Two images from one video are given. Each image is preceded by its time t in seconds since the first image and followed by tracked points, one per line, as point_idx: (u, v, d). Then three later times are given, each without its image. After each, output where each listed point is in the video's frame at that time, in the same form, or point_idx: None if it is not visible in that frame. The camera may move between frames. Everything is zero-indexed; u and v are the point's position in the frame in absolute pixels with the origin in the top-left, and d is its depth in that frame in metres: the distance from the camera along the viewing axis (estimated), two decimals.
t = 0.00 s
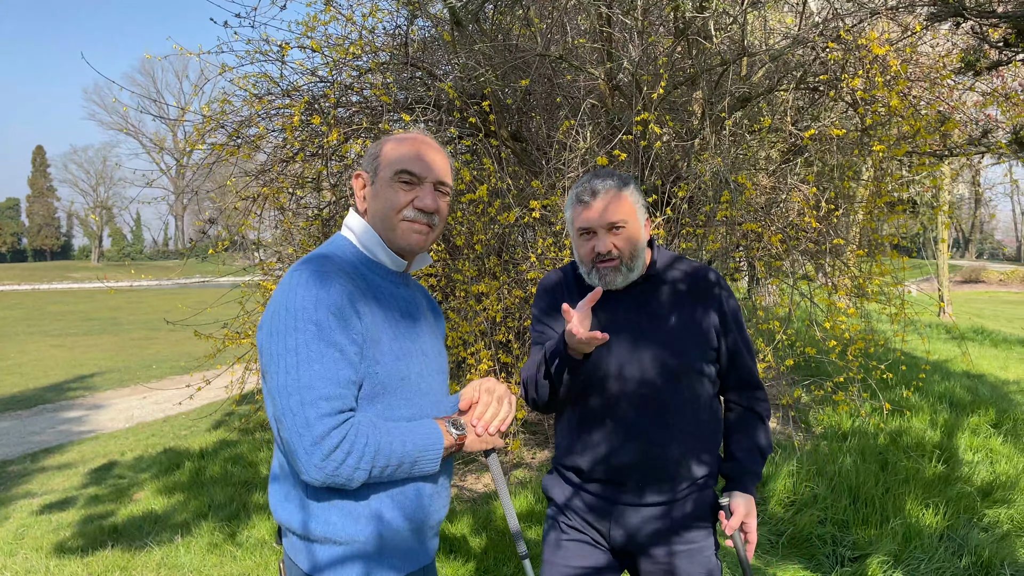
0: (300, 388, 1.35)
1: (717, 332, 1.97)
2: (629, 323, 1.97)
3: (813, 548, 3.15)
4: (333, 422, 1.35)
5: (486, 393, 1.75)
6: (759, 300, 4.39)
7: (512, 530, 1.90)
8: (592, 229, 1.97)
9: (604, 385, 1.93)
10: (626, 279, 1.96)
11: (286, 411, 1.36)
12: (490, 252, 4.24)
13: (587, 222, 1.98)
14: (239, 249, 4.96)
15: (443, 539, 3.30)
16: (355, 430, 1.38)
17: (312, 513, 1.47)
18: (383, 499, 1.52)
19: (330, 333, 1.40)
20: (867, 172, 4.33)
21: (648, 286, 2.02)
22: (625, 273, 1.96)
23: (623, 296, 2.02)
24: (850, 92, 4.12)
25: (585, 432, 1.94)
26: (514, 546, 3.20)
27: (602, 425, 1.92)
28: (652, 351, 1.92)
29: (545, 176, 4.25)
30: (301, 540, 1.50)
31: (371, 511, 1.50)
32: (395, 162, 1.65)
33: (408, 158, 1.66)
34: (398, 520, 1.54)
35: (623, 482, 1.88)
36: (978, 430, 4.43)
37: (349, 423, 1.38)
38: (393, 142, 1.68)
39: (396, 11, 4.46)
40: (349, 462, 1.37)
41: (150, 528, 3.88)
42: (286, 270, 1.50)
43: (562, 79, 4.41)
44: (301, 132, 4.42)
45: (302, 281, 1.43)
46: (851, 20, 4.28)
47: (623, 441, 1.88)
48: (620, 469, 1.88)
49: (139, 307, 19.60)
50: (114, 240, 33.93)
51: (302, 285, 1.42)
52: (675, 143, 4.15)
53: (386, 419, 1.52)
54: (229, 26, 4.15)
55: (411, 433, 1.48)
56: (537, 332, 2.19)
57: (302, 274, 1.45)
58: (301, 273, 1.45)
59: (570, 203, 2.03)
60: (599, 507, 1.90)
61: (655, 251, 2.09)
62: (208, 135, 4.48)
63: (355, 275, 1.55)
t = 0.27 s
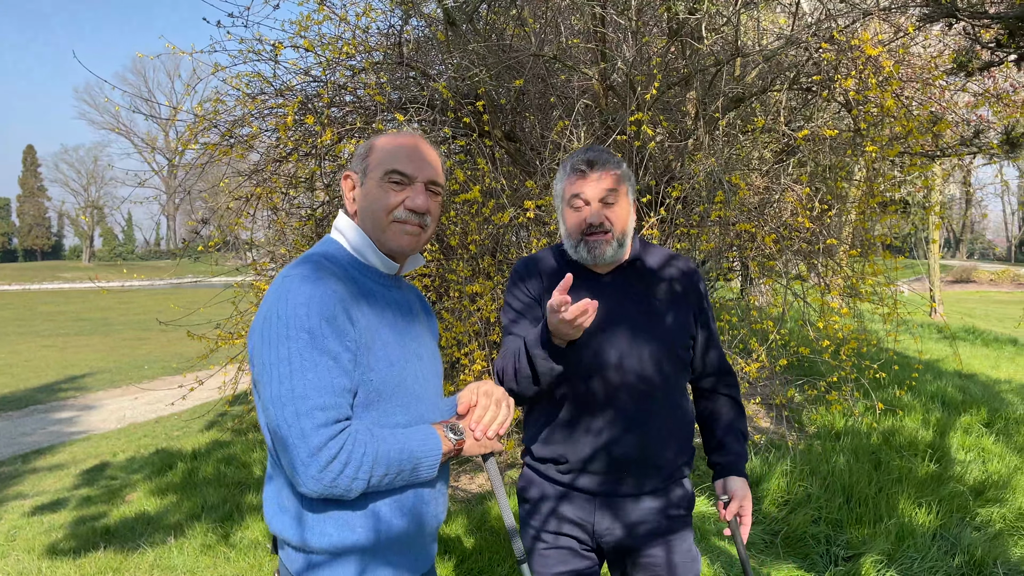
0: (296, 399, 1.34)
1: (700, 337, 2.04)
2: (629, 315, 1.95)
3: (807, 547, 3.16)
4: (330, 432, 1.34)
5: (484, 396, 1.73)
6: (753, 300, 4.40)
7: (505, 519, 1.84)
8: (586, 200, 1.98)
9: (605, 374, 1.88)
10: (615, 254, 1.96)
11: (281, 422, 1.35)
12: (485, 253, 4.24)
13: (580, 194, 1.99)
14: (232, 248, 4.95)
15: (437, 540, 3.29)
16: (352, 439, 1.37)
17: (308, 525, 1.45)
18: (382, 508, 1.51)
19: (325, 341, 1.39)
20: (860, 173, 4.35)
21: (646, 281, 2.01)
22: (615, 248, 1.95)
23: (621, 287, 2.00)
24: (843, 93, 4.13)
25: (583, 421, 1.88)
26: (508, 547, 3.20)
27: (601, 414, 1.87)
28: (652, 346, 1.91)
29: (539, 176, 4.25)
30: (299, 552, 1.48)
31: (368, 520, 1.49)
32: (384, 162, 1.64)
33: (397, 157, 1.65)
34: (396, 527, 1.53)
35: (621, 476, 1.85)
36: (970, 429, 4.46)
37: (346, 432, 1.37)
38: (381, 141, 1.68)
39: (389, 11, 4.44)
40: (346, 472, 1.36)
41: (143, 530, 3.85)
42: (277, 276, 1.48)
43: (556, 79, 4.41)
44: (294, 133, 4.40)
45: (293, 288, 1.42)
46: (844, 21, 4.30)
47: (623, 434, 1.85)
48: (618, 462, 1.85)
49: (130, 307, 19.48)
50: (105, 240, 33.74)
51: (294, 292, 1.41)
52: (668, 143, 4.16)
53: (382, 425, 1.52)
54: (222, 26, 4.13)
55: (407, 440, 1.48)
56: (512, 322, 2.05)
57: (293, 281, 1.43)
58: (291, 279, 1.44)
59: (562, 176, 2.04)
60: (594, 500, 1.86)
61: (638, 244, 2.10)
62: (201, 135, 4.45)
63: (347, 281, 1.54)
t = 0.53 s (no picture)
0: (285, 404, 1.33)
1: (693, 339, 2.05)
2: (625, 312, 1.94)
3: (800, 547, 3.17)
4: (320, 437, 1.33)
5: (477, 399, 1.72)
6: (746, 300, 4.41)
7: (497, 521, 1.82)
8: (574, 193, 1.99)
9: (601, 368, 1.88)
10: (607, 245, 1.96)
11: (270, 427, 1.34)
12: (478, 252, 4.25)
13: (568, 186, 2.00)
14: (224, 248, 4.92)
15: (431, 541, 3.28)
16: (342, 443, 1.36)
17: (299, 530, 1.44)
18: (373, 512, 1.50)
19: (315, 345, 1.38)
20: (853, 174, 4.37)
21: (639, 280, 2.00)
22: (607, 238, 1.95)
23: (616, 282, 1.99)
24: (836, 93, 4.15)
25: (579, 415, 1.86)
26: (502, 548, 3.19)
27: (597, 410, 1.86)
28: (646, 344, 1.92)
29: (533, 176, 4.25)
30: (290, 558, 1.47)
31: (359, 525, 1.48)
32: (376, 163, 1.64)
33: (389, 158, 1.64)
34: (388, 531, 1.52)
35: (615, 474, 1.85)
36: (962, 429, 4.48)
37: (336, 437, 1.36)
38: (372, 142, 1.67)
39: (382, 10, 4.43)
40: (336, 477, 1.35)
41: (135, 531, 3.83)
42: (267, 279, 1.46)
43: (549, 79, 4.40)
44: (287, 132, 4.38)
45: (281, 291, 1.40)
46: (837, 21, 4.31)
47: (618, 431, 1.85)
48: (614, 458, 1.85)
49: (122, 307, 19.36)
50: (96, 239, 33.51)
51: (283, 295, 1.40)
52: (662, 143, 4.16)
53: (373, 429, 1.50)
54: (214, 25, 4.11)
55: (398, 444, 1.47)
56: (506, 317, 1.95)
57: (282, 283, 1.42)
58: (280, 282, 1.42)
59: (550, 170, 2.05)
60: (588, 497, 1.85)
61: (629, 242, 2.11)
62: (193, 134, 4.42)
63: (337, 283, 1.52)
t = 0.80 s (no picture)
0: (272, 400, 1.33)
1: (697, 333, 2.03)
2: (625, 308, 1.94)
3: (797, 546, 3.16)
4: (305, 433, 1.32)
5: (472, 397, 1.69)
6: (741, 299, 4.41)
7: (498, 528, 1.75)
8: (565, 191, 1.99)
9: (600, 365, 1.88)
10: (595, 246, 1.92)
11: (258, 422, 1.34)
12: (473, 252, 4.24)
13: (559, 183, 2.00)
14: (218, 248, 4.90)
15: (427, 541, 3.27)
16: (328, 439, 1.35)
17: (291, 523, 1.44)
18: (367, 507, 1.48)
19: (303, 342, 1.37)
20: (848, 174, 4.38)
21: (638, 275, 1.99)
22: (595, 239, 1.92)
23: (616, 277, 1.99)
24: (831, 93, 4.15)
25: (578, 413, 1.86)
26: (499, 549, 3.18)
27: (596, 408, 1.86)
28: (646, 340, 1.92)
29: (528, 176, 4.25)
30: (285, 550, 1.48)
31: (351, 520, 1.46)
32: (368, 160, 1.63)
33: (380, 154, 1.63)
34: (382, 527, 1.50)
35: (613, 474, 1.84)
36: (956, 428, 4.50)
37: (322, 433, 1.35)
38: (364, 140, 1.66)
39: (377, 9, 4.41)
40: (321, 473, 1.34)
41: (128, 532, 3.80)
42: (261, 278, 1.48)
43: (544, 78, 4.40)
44: (281, 131, 4.36)
45: (271, 290, 1.41)
46: (833, 21, 4.32)
47: (617, 430, 1.85)
48: (612, 457, 1.84)
49: (114, 307, 19.24)
50: (89, 239, 33.32)
51: (273, 293, 1.40)
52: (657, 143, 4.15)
53: (366, 426, 1.49)
54: (207, 23, 4.09)
55: (388, 441, 1.45)
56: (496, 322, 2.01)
57: (272, 282, 1.42)
58: (271, 280, 1.43)
59: (541, 169, 2.06)
60: (586, 497, 1.85)
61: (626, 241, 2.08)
62: (187, 132, 4.40)
63: (331, 284, 1.52)
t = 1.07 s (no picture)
0: (266, 390, 1.34)
1: (706, 326, 1.99)
2: (628, 303, 1.93)
3: (795, 545, 3.16)
4: (296, 423, 1.32)
5: (469, 394, 1.65)
6: (738, 299, 4.43)
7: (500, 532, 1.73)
8: (567, 190, 1.98)
9: (602, 362, 1.87)
10: (598, 245, 1.90)
11: (254, 412, 1.35)
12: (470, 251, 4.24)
13: (560, 182, 1.99)
14: (213, 247, 4.88)
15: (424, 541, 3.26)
16: (319, 431, 1.35)
17: (288, 511, 1.46)
18: (362, 499, 1.47)
19: (299, 334, 1.37)
20: (845, 174, 4.39)
21: (642, 270, 1.98)
22: (597, 237, 1.90)
23: (620, 272, 1.98)
24: (828, 92, 4.16)
25: (580, 411, 1.86)
26: (496, 548, 3.17)
27: (597, 407, 1.85)
28: (649, 336, 1.91)
29: (525, 175, 4.26)
30: (284, 537, 1.50)
31: (345, 511, 1.45)
32: (375, 158, 1.63)
33: (386, 153, 1.64)
34: (377, 519, 1.49)
35: (613, 473, 1.83)
36: (952, 427, 4.52)
37: (314, 425, 1.34)
38: (372, 140, 1.68)
39: (373, 7, 4.40)
40: (309, 462, 1.33)
41: (123, 533, 3.77)
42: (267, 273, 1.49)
43: (541, 77, 4.39)
44: (277, 130, 4.33)
45: (272, 284, 1.42)
46: (829, 21, 4.33)
47: (618, 428, 1.84)
48: (612, 457, 1.83)
49: (108, 307, 19.14)
50: (82, 239, 33.14)
51: (274, 288, 1.41)
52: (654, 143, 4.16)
53: (363, 420, 1.48)
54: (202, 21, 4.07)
55: (380, 434, 1.43)
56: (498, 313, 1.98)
57: (276, 277, 1.43)
58: (276, 275, 1.44)
59: (542, 167, 2.05)
60: (587, 497, 1.84)
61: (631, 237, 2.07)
62: (182, 131, 4.38)
63: (336, 280, 1.51)
